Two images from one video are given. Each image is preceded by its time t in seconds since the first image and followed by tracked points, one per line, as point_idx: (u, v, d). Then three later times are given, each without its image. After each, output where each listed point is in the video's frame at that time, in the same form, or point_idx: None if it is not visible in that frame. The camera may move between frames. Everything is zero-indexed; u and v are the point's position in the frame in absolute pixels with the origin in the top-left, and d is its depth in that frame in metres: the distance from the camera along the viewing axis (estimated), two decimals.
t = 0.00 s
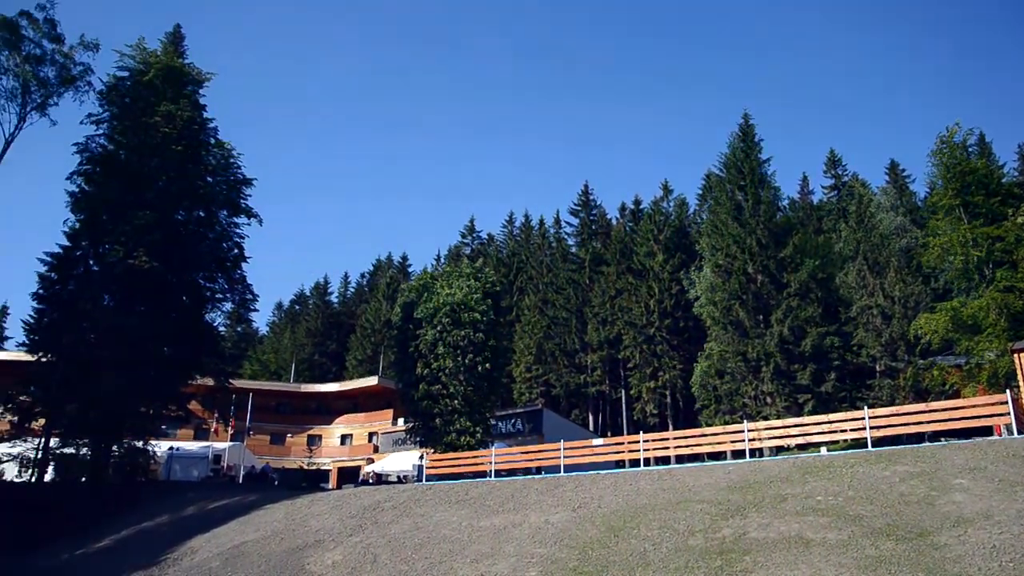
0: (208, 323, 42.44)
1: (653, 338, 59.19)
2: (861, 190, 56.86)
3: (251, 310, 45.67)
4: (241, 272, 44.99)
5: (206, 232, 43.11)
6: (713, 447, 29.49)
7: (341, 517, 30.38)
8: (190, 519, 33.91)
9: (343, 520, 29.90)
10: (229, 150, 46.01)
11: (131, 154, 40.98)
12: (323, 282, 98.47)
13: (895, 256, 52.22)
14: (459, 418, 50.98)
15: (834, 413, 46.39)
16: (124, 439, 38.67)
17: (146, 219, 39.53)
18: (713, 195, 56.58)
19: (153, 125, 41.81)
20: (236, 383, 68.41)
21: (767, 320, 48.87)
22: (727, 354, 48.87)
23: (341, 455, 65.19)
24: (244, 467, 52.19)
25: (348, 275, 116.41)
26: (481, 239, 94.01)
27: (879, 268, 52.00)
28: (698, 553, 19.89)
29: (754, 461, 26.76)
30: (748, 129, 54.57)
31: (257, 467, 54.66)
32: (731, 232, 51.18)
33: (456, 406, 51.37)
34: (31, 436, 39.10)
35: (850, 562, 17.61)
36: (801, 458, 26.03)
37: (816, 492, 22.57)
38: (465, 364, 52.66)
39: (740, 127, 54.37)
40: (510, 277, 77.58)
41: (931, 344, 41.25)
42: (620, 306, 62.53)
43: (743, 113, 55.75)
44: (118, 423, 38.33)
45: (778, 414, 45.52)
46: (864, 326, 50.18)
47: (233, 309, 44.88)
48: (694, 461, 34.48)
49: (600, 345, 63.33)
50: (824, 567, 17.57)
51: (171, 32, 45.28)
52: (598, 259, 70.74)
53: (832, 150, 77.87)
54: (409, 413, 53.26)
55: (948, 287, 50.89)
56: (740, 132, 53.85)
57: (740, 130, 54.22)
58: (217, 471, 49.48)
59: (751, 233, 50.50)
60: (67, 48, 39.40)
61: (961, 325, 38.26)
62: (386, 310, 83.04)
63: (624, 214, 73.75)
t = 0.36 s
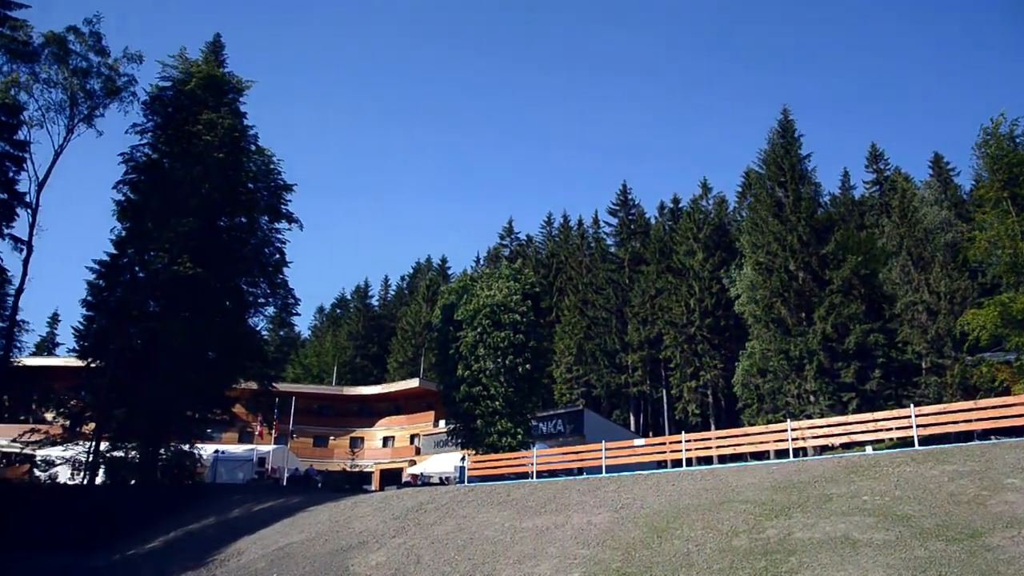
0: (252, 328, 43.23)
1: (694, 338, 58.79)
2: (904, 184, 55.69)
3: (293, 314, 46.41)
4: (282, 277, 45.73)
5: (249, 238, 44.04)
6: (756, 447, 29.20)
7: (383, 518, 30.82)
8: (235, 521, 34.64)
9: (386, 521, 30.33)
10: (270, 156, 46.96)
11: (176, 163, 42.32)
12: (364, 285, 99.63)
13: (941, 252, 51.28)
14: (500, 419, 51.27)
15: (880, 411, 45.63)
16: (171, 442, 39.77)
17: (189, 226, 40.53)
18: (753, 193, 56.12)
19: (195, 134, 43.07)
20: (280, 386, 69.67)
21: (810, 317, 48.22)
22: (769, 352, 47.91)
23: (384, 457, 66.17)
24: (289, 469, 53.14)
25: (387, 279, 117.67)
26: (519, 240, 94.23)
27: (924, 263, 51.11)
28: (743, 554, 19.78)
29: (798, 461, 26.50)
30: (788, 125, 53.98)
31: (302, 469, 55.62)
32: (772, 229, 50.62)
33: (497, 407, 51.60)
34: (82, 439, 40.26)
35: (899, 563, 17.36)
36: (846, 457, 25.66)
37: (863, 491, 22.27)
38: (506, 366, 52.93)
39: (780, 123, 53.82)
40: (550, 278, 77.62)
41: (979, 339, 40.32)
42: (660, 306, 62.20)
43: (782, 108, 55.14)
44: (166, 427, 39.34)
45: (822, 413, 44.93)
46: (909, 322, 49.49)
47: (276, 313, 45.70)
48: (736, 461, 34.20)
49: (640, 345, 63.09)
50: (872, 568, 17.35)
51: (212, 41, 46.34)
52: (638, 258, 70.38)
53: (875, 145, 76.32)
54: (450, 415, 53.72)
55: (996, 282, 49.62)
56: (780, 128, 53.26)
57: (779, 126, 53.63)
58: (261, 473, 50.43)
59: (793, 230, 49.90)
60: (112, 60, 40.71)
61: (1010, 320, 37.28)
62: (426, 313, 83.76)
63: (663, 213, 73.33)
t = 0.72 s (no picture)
0: (291, 331, 44.05)
1: (733, 337, 58.20)
2: (946, 178, 54.56)
3: (331, 318, 47.24)
4: (320, 280, 46.67)
5: (286, 242, 44.86)
6: (797, 447, 28.93)
7: (423, 520, 31.16)
8: (277, 523, 35.26)
9: (426, 523, 30.66)
10: (306, 162, 47.74)
11: (214, 170, 43.37)
12: (400, 288, 100.56)
13: (985, 245, 49.46)
14: (538, 420, 51.39)
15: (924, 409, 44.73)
16: (213, 445, 40.50)
17: (228, 232, 41.57)
18: (790, 190, 55.56)
19: (233, 141, 44.04)
20: (320, 389, 70.62)
21: (850, 315, 47.47)
22: (809, 351, 47.82)
23: (422, 458, 65.90)
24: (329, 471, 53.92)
25: (422, 281, 118.76)
26: (554, 241, 94.31)
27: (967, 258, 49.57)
28: (785, 554, 19.63)
29: (840, 460, 26.19)
30: (825, 120, 53.31)
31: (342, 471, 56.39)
32: (810, 226, 50.04)
33: (535, 408, 51.72)
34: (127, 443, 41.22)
35: (945, 564, 17.10)
36: (889, 456, 25.34)
37: (906, 490, 21.95)
38: (543, 367, 52.97)
39: (817, 119, 53.20)
40: (586, 278, 77.52)
41: None
42: (697, 305, 61.83)
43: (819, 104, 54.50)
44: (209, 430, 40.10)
45: (862, 411, 44.22)
46: (952, 319, 47.41)
47: (314, 316, 46.48)
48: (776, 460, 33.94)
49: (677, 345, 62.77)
50: (917, 569, 17.12)
51: (249, 49, 47.34)
52: (674, 258, 69.94)
53: (915, 138, 74.81)
54: (489, 416, 54.30)
55: None
56: (816, 123, 52.64)
57: (816, 122, 52.98)
58: (301, 475, 51.37)
59: (831, 226, 49.27)
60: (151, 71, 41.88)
61: None
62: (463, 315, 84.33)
63: (698, 212, 72.83)
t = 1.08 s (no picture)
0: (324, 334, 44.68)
1: (767, 336, 57.66)
2: (984, 172, 53.44)
3: (364, 320, 47.82)
4: (353, 283, 47.32)
5: (319, 246, 45.50)
6: (833, 446, 28.63)
7: (458, 521, 31.38)
8: (313, 524, 35.77)
9: (460, 524, 30.87)
10: (338, 165, 48.39)
11: (247, 175, 44.24)
12: (432, 290, 101.15)
13: None
14: (571, 421, 51.37)
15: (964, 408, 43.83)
16: (249, 447, 41.18)
17: (261, 236, 42.39)
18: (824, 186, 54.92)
19: (266, 146, 44.76)
20: (354, 391, 71.33)
21: (887, 312, 46.80)
22: (844, 350, 47.30)
23: (455, 459, 66.06)
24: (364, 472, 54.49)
25: (454, 283, 119.47)
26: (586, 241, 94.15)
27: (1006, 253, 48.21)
28: (822, 555, 19.46)
29: (878, 459, 25.86)
30: (858, 115, 52.59)
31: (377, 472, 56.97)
32: (845, 222, 49.41)
33: (568, 408, 51.72)
34: (164, 445, 41.94)
35: (987, 565, 16.84)
36: (928, 455, 24.98)
37: (946, 490, 21.62)
38: (576, 368, 52.99)
39: (850, 114, 52.47)
40: (618, 278, 77.27)
41: None
42: (730, 304, 61.38)
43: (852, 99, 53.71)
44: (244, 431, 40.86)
45: (900, 410, 43.39)
46: (991, 315, 45.85)
47: (348, 319, 47.06)
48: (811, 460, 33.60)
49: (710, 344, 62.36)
50: (958, 570, 16.88)
51: (280, 55, 48.07)
52: (707, 257, 69.43)
53: (951, 132, 73.36)
54: (522, 417, 54.42)
55: None
56: (849, 119, 51.94)
57: (849, 117, 52.27)
58: (336, 476, 52.06)
59: (866, 222, 48.58)
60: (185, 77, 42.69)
61: None
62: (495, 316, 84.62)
63: (730, 210, 72.20)
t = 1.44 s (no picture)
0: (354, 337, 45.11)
1: (796, 334, 57.17)
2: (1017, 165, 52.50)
3: (392, 322, 48.23)
4: (381, 285, 47.79)
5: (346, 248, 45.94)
6: (864, 445, 28.32)
7: (487, 522, 31.53)
8: (343, 525, 36.16)
9: (490, 524, 31.03)
10: (365, 169, 48.84)
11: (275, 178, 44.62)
12: (459, 292, 101.55)
13: None
14: (599, 421, 51.35)
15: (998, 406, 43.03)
16: (279, 449, 41.53)
17: (290, 239, 42.73)
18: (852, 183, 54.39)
19: (293, 149, 45.03)
20: (383, 393, 71.86)
21: (918, 310, 46.17)
22: (875, 348, 46.94)
23: (486, 460, 66.41)
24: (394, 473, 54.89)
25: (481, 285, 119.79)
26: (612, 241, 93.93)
27: None
28: (854, 555, 19.30)
29: (910, 458, 25.55)
30: (887, 111, 51.98)
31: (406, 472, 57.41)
32: (875, 219, 48.87)
33: (596, 409, 51.69)
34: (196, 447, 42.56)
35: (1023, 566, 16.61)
36: (961, 454, 24.64)
37: (981, 490, 21.32)
38: (604, 368, 52.93)
39: (879, 109, 51.87)
40: (645, 278, 77.04)
41: None
42: (759, 303, 60.94)
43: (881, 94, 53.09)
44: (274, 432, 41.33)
45: (932, 409, 42.78)
46: None
47: (375, 321, 47.52)
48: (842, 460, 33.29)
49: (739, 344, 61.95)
50: (993, 571, 16.68)
51: (306, 60, 48.58)
52: (735, 256, 68.92)
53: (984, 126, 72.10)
54: (549, 418, 54.38)
55: None
56: (878, 114, 51.35)
57: (878, 112, 51.70)
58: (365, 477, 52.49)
59: (895, 218, 47.99)
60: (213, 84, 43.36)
61: None
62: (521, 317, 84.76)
63: (758, 208, 71.63)
